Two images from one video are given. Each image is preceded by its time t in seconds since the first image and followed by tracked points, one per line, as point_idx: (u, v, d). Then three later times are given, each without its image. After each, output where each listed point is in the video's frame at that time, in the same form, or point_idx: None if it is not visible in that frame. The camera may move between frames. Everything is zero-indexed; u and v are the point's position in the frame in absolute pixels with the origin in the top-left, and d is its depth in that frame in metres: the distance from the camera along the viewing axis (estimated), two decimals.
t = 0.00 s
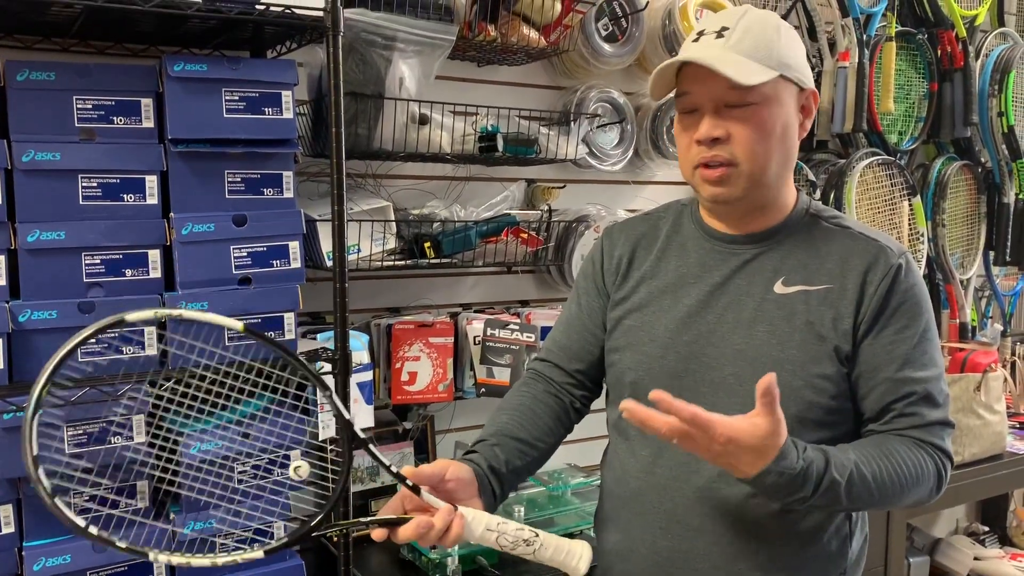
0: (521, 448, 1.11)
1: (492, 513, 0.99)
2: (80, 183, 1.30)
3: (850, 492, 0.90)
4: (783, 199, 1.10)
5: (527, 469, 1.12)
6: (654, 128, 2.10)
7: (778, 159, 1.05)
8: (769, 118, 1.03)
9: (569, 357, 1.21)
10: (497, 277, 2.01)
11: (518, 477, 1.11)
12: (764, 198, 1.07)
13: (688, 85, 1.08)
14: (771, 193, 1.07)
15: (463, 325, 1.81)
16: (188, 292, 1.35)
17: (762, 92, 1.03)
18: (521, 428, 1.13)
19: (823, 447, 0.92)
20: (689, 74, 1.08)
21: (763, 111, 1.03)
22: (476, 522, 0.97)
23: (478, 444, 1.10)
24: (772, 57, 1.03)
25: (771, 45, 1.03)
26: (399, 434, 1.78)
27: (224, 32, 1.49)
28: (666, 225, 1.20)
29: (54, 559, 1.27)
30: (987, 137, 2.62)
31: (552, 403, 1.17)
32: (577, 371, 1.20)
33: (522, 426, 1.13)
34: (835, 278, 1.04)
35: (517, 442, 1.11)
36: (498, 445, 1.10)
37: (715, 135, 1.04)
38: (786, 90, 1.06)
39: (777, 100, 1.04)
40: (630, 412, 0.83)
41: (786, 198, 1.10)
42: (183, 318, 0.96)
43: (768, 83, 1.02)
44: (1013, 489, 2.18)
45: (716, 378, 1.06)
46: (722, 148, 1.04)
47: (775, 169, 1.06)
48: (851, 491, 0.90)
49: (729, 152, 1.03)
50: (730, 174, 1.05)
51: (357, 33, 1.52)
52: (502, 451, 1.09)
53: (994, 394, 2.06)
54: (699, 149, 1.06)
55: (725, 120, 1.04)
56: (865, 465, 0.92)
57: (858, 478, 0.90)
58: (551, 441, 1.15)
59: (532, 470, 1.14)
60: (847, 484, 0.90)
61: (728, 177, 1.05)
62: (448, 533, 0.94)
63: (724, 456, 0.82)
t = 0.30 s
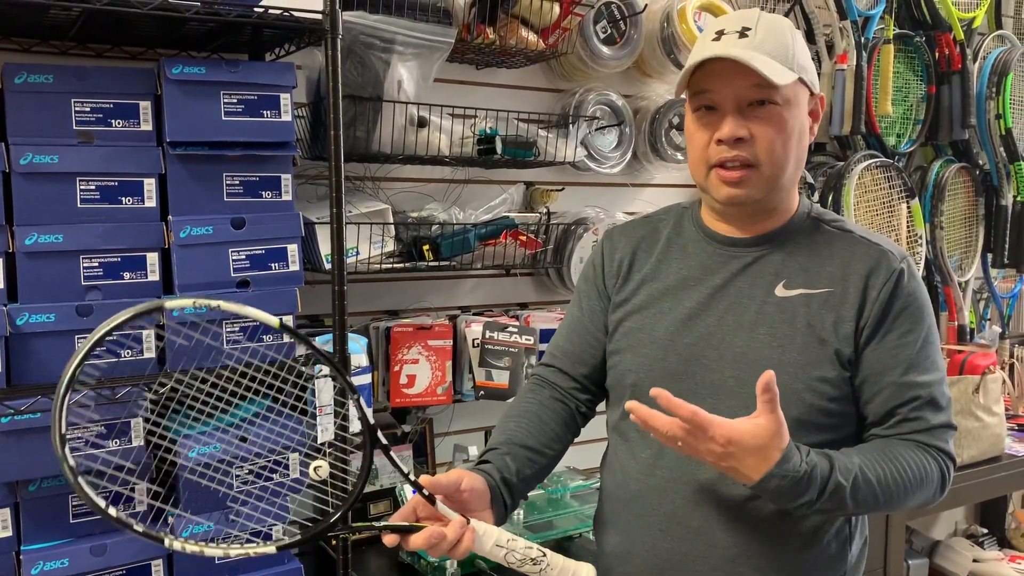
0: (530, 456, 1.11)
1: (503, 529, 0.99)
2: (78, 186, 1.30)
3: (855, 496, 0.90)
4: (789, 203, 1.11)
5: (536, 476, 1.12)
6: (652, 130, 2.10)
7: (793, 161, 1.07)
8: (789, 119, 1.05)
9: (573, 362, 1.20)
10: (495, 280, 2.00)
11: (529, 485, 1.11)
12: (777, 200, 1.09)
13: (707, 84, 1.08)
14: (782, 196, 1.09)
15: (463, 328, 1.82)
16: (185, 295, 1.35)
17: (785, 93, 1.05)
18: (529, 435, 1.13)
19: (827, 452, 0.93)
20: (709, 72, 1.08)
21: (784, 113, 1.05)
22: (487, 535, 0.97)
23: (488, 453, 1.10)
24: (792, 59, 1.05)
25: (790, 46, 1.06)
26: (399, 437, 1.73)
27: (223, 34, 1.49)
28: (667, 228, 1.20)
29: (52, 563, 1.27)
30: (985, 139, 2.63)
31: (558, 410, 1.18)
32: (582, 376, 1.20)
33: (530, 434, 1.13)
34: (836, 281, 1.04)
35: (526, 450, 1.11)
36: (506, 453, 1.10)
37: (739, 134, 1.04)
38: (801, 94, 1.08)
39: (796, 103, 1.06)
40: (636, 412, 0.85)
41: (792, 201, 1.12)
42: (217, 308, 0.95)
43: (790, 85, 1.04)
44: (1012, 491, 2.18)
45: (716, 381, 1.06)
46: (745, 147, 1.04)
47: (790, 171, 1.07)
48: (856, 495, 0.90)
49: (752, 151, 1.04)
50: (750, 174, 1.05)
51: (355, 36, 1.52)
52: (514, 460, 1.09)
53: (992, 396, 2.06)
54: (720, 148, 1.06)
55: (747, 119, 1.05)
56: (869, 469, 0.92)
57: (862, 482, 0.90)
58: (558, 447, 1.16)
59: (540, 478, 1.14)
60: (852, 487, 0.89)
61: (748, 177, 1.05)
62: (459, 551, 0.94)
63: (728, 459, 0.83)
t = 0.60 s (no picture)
0: (529, 459, 1.11)
1: (503, 534, 0.99)
2: (76, 188, 1.30)
3: (855, 506, 0.90)
4: (777, 208, 1.09)
5: (535, 479, 1.12)
6: (651, 132, 2.10)
7: (766, 170, 1.04)
8: (757, 130, 1.02)
9: (573, 364, 1.20)
10: (494, 281, 2.00)
11: (528, 487, 1.11)
12: (754, 207, 1.07)
13: (682, 92, 1.09)
14: (762, 204, 1.07)
15: (461, 330, 1.82)
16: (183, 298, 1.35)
17: (753, 103, 1.02)
18: (529, 438, 1.13)
19: (826, 462, 0.92)
20: (683, 81, 1.08)
21: (751, 123, 1.02)
22: (489, 542, 0.97)
23: (488, 456, 1.09)
24: (766, 68, 1.02)
25: (766, 55, 1.02)
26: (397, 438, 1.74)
27: (221, 35, 1.49)
28: (666, 229, 1.20)
29: (49, 565, 1.27)
30: (983, 141, 2.63)
31: (557, 412, 1.17)
32: (582, 378, 1.20)
33: (529, 437, 1.13)
34: (836, 284, 1.04)
35: (526, 453, 1.11)
36: (505, 456, 1.09)
37: (700, 144, 1.04)
38: (780, 100, 1.04)
39: (769, 111, 1.03)
40: (634, 434, 0.85)
41: (781, 207, 1.09)
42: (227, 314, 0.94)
43: (758, 94, 1.01)
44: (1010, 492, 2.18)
45: (715, 383, 1.06)
46: (706, 158, 1.04)
47: (762, 181, 1.05)
48: (856, 504, 0.90)
49: (714, 161, 1.03)
50: (714, 183, 1.05)
51: (353, 37, 1.51)
52: (513, 463, 1.09)
53: (990, 397, 2.06)
54: (687, 156, 1.06)
55: (713, 128, 1.04)
56: (869, 477, 0.91)
57: (862, 491, 0.90)
58: (558, 450, 1.16)
59: (540, 481, 1.14)
60: (852, 498, 0.89)
61: (714, 186, 1.05)
62: (460, 554, 0.94)
63: (731, 477, 0.83)
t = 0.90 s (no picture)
0: (528, 459, 1.11)
1: (498, 534, 0.99)
2: (78, 188, 1.30)
3: (853, 505, 0.90)
4: (775, 209, 1.09)
5: (533, 480, 1.12)
6: (651, 133, 2.10)
7: (766, 170, 1.04)
8: (754, 130, 1.03)
9: (572, 364, 1.20)
10: (494, 282, 2.00)
11: (525, 487, 1.11)
12: (755, 208, 1.07)
13: (679, 93, 1.09)
14: (761, 203, 1.07)
15: (462, 330, 1.82)
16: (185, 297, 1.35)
17: (750, 104, 1.02)
18: (528, 438, 1.13)
19: (823, 463, 0.92)
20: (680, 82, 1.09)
21: (749, 123, 1.02)
22: (483, 541, 0.96)
23: (486, 456, 1.09)
24: (762, 69, 1.02)
25: (762, 56, 1.02)
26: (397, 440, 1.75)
27: (222, 36, 1.49)
28: (665, 230, 1.20)
29: (51, 566, 1.27)
30: (983, 142, 2.63)
31: (557, 412, 1.18)
32: (581, 379, 1.20)
33: (528, 437, 1.13)
34: (834, 285, 1.04)
35: (524, 453, 1.11)
36: (504, 455, 1.10)
37: (699, 144, 1.04)
38: (778, 101, 1.04)
39: (767, 111, 1.03)
40: (630, 436, 0.83)
41: (781, 209, 1.10)
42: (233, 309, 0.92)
43: (755, 94, 1.02)
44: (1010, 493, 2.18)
45: (714, 384, 1.06)
46: (705, 158, 1.05)
47: (762, 181, 1.05)
48: (853, 504, 0.90)
49: (714, 160, 1.04)
50: (714, 182, 1.05)
51: (355, 38, 1.52)
52: (511, 464, 1.09)
53: (990, 398, 2.06)
54: (687, 156, 1.07)
55: (711, 129, 1.05)
56: (866, 478, 0.92)
57: (859, 491, 0.90)
58: (557, 451, 1.16)
59: (538, 481, 1.14)
60: (849, 497, 0.90)
61: (715, 186, 1.05)
62: (452, 555, 0.93)
63: (727, 480, 0.82)
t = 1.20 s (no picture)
0: (525, 471, 1.09)
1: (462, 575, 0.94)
2: (80, 189, 1.30)
3: (853, 492, 0.90)
4: (771, 207, 1.09)
5: (530, 488, 1.11)
6: (652, 134, 2.10)
7: (760, 167, 1.04)
8: (748, 126, 1.03)
9: (571, 364, 1.20)
10: (495, 284, 2.01)
11: (518, 500, 1.08)
12: (750, 205, 1.07)
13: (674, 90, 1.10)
14: (756, 202, 1.07)
15: (463, 331, 1.81)
16: (187, 298, 1.37)
17: (743, 99, 1.02)
18: (524, 447, 1.11)
19: (823, 451, 0.93)
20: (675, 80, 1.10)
21: (742, 118, 1.03)
22: None
23: (481, 471, 1.06)
24: (754, 65, 1.02)
25: (754, 54, 1.03)
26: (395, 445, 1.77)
27: (224, 37, 1.49)
28: (664, 230, 1.21)
29: (52, 566, 1.27)
30: (984, 144, 2.64)
31: (554, 416, 1.17)
32: (579, 379, 1.20)
33: (524, 446, 1.11)
34: (833, 282, 1.04)
35: (521, 464, 1.09)
36: (499, 472, 1.07)
37: (693, 139, 1.05)
38: (772, 97, 1.04)
39: (760, 107, 1.03)
40: (642, 460, 0.79)
41: (778, 207, 1.09)
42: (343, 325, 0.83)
43: (747, 90, 1.02)
44: (1011, 495, 2.18)
45: (712, 382, 1.06)
46: (699, 153, 1.05)
47: (757, 177, 1.05)
48: (853, 491, 0.90)
49: (707, 156, 1.04)
50: (708, 178, 1.06)
51: (357, 39, 1.52)
52: (506, 478, 1.07)
53: (991, 400, 2.06)
54: (681, 152, 1.07)
55: (705, 124, 1.05)
56: (866, 467, 0.92)
57: (859, 479, 0.91)
58: (554, 456, 1.14)
59: (536, 488, 1.12)
60: (848, 483, 0.90)
61: (709, 182, 1.05)
62: None
63: (744, 477, 0.80)
